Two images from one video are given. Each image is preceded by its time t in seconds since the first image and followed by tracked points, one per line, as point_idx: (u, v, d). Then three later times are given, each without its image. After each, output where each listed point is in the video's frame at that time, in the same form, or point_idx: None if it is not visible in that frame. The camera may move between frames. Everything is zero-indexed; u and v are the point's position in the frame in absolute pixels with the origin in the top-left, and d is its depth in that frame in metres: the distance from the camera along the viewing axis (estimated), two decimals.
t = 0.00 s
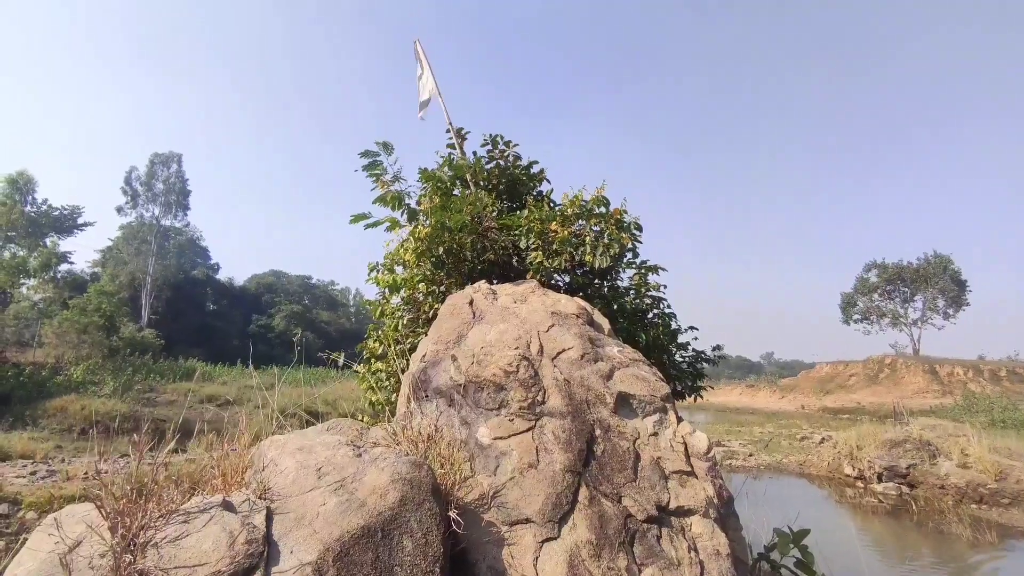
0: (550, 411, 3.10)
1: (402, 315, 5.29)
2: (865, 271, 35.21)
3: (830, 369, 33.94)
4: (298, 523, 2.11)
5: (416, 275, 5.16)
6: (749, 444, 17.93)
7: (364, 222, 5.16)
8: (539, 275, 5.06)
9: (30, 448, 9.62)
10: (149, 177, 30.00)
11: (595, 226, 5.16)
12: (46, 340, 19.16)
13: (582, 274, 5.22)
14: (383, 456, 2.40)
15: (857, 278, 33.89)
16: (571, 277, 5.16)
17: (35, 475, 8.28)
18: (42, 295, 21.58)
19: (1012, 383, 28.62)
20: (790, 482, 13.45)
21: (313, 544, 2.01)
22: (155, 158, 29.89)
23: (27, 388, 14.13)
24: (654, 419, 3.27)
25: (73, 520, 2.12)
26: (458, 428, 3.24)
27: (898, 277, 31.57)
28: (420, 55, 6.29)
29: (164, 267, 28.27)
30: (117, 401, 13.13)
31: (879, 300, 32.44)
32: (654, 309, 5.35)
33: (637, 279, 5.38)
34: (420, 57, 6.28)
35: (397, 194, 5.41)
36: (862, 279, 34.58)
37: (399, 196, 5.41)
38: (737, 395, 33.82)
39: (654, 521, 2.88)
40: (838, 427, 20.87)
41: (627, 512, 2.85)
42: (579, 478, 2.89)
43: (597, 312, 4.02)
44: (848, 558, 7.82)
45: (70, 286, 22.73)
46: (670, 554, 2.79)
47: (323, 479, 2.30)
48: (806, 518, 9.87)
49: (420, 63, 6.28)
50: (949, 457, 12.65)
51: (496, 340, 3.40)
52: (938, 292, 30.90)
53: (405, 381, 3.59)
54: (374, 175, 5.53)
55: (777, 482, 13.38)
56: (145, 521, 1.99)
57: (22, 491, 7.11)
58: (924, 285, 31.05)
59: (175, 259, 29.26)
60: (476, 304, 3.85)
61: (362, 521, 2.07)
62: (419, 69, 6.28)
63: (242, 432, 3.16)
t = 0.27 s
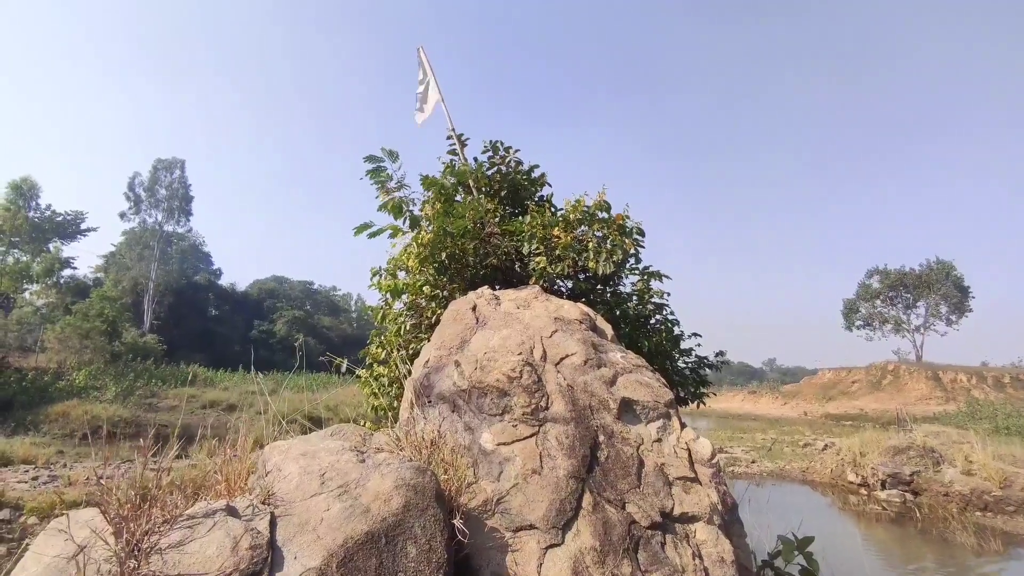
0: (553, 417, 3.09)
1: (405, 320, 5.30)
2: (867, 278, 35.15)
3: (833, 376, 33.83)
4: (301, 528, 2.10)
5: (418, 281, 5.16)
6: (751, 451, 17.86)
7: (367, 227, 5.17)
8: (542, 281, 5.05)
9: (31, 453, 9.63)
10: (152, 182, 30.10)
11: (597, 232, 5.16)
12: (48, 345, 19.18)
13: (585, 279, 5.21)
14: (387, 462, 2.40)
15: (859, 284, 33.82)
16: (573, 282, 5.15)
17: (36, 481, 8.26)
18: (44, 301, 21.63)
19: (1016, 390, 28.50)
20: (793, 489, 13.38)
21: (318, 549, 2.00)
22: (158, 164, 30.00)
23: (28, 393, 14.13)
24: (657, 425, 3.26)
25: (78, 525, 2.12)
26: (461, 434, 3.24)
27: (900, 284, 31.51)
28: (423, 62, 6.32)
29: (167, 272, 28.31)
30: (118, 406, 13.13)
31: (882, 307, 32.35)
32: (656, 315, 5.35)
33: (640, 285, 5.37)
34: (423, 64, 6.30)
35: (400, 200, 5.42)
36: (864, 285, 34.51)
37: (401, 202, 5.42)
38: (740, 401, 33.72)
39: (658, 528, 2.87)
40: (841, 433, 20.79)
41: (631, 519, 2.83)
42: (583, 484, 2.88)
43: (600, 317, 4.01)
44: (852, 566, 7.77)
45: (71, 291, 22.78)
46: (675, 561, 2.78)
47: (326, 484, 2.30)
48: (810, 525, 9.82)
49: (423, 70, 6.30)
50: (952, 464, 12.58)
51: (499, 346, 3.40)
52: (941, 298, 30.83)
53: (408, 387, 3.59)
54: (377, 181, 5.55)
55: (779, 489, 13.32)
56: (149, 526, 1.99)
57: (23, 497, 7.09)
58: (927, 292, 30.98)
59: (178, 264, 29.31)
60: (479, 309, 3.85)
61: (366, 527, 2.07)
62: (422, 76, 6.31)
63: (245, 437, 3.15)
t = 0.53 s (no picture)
0: (556, 421, 3.09)
1: (407, 324, 5.30)
2: (869, 282, 35.11)
3: (834, 380, 33.77)
4: (306, 531, 2.11)
5: (421, 283, 5.17)
6: (753, 455, 17.82)
7: (370, 231, 5.18)
8: (544, 284, 5.05)
9: (31, 455, 9.63)
10: (155, 185, 30.17)
11: (600, 236, 5.16)
12: (50, 347, 19.20)
13: (587, 283, 5.22)
14: (390, 465, 2.40)
15: (861, 289, 33.78)
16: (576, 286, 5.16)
17: (36, 483, 8.26)
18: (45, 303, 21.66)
19: (1018, 395, 28.44)
20: (794, 494, 13.35)
21: (322, 551, 2.00)
22: (160, 166, 30.06)
23: (29, 395, 14.14)
24: (660, 429, 3.25)
25: (82, 528, 2.13)
26: (463, 437, 3.24)
27: (902, 288, 31.47)
28: (427, 66, 6.33)
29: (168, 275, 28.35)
30: (118, 408, 13.13)
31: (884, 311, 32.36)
32: (658, 319, 5.34)
33: (642, 289, 5.37)
34: (427, 68, 6.32)
35: (403, 203, 5.43)
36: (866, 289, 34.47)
37: (404, 206, 5.43)
38: (741, 405, 33.66)
39: (661, 532, 2.87)
40: (842, 438, 20.74)
41: (634, 523, 2.83)
42: (586, 488, 2.88)
43: (603, 321, 4.01)
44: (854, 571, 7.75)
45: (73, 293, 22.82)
46: (677, 565, 2.78)
47: (331, 487, 2.30)
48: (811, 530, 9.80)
49: (426, 74, 6.32)
50: (954, 469, 12.56)
51: (502, 349, 3.40)
52: (943, 303, 30.79)
53: (410, 391, 3.60)
54: (380, 184, 5.55)
55: (781, 493, 13.29)
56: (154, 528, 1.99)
57: (23, 499, 7.09)
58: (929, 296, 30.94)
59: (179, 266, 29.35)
60: (482, 312, 3.85)
61: (370, 530, 2.07)
62: (425, 80, 6.32)
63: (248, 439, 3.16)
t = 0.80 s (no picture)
0: (558, 422, 3.09)
1: (408, 324, 5.30)
2: (868, 285, 35.13)
3: (834, 382, 33.76)
4: (308, 531, 2.11)
5: (422, 284, 5.17)
6: (753, 457, 17.82)
7: (372, 231, 5.18)
8: (546, 285, 5.05)
9: (31, 455, 9.63)
10: (155, 185, 30.18)
11: (601, 237, 5.17)
12: (49, 347, 19.21)
13: (588, 284, 5.22)
14: (393, 466, 2.40)
15: (860, 291, 33.79)
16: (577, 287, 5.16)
17: (36, 482, 8.26)
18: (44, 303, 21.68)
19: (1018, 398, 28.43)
20: (794, 496, 13.35)
21: (325, 551, 2.01)
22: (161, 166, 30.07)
23: (29, 395, 14.13)
24: (662, 430, 3.25)
25: (84, 527, 2.13)
26: (465, 438, 3.24)
27: (902, 291, 31.49)
28: (429, 68, 6.34)
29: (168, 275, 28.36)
30: (118, 408, 13.13)
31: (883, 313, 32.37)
32: (659, 320, 5.35)
33: (643, 290, 5.38)
34: (428, 69, 6.33)
35: (405, 204, 5.43)
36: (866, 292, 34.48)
37: (406, 206, 5.43)
38: (741, 407, 33.65)
39: (662, 533, 2.87)
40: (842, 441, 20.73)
41: (635, 524, 2.83)
42: (588, 489, 2.88)
43: (604, 323, 4.01)
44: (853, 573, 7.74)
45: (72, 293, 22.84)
46: (679, 566, 2.78)
47: (333, 487, 2.30)
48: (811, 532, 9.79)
49: (428, 75, 6.33)
50: (954, 472, 12.55)
51: (503, 350, 3.40)
52: (943, 306, 30.82)
53: (412, 392, 3.60)
54: (382, 185, 5.56)
55: (780, 495, 13.29)
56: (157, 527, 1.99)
57: (22, 498, 7.09)
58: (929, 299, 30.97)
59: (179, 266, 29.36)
60: (484, 313, 3.85)
61: (372, 530, 2.07)
62: (427, 81, 6.33)
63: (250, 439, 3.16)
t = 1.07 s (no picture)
0: (558, 422, 3.09)
1: (407, 323, 5.30)
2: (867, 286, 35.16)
3: (832, 383, 33.78)
4: (309, 529, 2.11)
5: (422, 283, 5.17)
6: (751, 458, 17.83)
7: (372, 230, 5.18)
8: (546, 285, 5.05)
9: (29, 453, 9.62)
10: (154, 183, 30.16)
11: (601, 237, 5.17)
12: (47, 345, 19.20)
13: (588, 284, 5.22)
14: (393, 464, 2.40)
15: (859, 292, 33.81)
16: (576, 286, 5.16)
17: (34, 481, 8.25)
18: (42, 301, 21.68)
19: (1016, 399, 28.46)
20: (792, 497, 13.36)
21: (325, 550, 2.01)
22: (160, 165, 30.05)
23: (27, 393, 14.13)
24: (661, 430, 3.26)
25: (85, 526, 2.13)
26: (465, 437, 3.24)
27: (900, 292, 31.52)
28: (429, 67, 6.35)
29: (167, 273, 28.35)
30: (116, 407, 13.12)
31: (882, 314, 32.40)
32: (658, 321, 5.35)
33: (642, 291, 5.38)
34: (429, 69, 6.34)
35: (405, 203, 5.43)
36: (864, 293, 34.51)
37: (407, 206, 5.43)
38: (739, 408, 33.67)
39: (661, 533, 2.88)
40: (840, 442, 20.75)
41: (635, 523, 2.84)
42: (587, 488, 2.88)
43: (604, 323, 4.01)
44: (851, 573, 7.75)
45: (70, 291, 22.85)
46: (678, 565, 2.78)
47: (333, 486, 2.31)
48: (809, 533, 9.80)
49: (428, 75, 6.34)
50: (952, 473, 12.56)
51: (503, 350, 3.41)
52: (941, 307, 30.85)
53: (412, 392, 3.60)
54: (382, 184, 5.56)
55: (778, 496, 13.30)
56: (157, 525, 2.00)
57: (20, 497, 7.08)
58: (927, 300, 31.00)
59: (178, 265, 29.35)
60: (483, 313, 3.85)
61: (372, 528, 2.07)
62: (427, 80, 6.34)
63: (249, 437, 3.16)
